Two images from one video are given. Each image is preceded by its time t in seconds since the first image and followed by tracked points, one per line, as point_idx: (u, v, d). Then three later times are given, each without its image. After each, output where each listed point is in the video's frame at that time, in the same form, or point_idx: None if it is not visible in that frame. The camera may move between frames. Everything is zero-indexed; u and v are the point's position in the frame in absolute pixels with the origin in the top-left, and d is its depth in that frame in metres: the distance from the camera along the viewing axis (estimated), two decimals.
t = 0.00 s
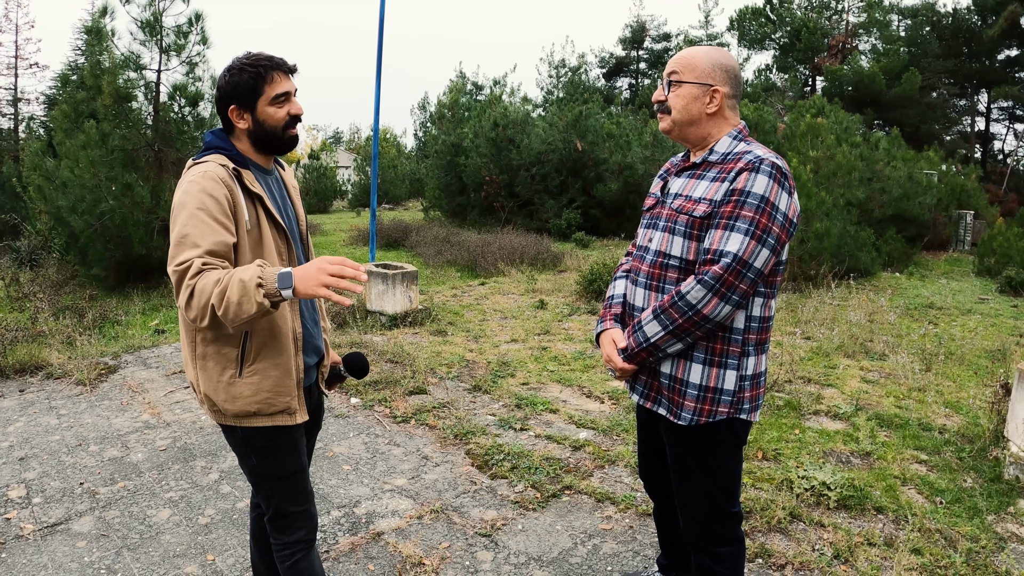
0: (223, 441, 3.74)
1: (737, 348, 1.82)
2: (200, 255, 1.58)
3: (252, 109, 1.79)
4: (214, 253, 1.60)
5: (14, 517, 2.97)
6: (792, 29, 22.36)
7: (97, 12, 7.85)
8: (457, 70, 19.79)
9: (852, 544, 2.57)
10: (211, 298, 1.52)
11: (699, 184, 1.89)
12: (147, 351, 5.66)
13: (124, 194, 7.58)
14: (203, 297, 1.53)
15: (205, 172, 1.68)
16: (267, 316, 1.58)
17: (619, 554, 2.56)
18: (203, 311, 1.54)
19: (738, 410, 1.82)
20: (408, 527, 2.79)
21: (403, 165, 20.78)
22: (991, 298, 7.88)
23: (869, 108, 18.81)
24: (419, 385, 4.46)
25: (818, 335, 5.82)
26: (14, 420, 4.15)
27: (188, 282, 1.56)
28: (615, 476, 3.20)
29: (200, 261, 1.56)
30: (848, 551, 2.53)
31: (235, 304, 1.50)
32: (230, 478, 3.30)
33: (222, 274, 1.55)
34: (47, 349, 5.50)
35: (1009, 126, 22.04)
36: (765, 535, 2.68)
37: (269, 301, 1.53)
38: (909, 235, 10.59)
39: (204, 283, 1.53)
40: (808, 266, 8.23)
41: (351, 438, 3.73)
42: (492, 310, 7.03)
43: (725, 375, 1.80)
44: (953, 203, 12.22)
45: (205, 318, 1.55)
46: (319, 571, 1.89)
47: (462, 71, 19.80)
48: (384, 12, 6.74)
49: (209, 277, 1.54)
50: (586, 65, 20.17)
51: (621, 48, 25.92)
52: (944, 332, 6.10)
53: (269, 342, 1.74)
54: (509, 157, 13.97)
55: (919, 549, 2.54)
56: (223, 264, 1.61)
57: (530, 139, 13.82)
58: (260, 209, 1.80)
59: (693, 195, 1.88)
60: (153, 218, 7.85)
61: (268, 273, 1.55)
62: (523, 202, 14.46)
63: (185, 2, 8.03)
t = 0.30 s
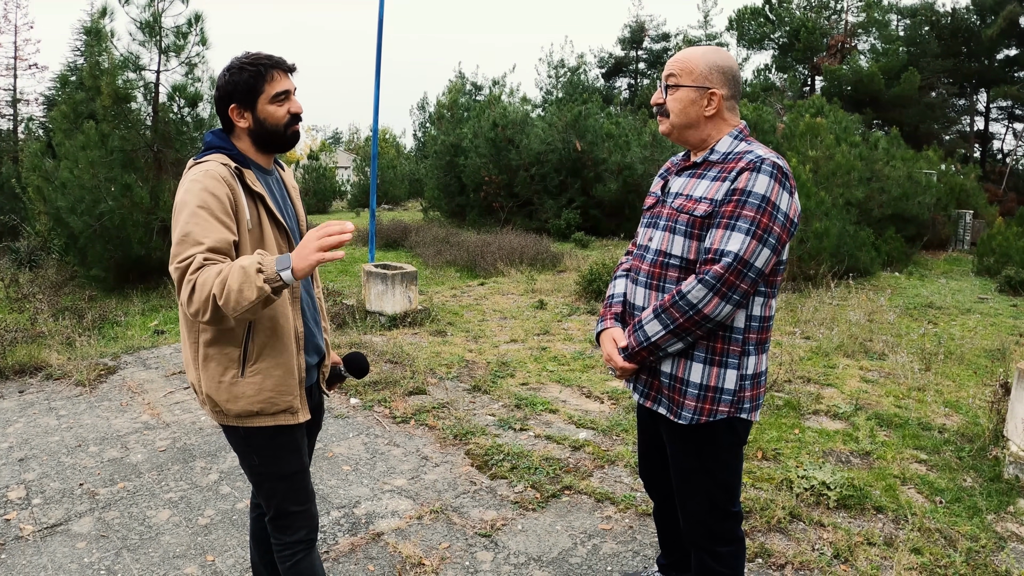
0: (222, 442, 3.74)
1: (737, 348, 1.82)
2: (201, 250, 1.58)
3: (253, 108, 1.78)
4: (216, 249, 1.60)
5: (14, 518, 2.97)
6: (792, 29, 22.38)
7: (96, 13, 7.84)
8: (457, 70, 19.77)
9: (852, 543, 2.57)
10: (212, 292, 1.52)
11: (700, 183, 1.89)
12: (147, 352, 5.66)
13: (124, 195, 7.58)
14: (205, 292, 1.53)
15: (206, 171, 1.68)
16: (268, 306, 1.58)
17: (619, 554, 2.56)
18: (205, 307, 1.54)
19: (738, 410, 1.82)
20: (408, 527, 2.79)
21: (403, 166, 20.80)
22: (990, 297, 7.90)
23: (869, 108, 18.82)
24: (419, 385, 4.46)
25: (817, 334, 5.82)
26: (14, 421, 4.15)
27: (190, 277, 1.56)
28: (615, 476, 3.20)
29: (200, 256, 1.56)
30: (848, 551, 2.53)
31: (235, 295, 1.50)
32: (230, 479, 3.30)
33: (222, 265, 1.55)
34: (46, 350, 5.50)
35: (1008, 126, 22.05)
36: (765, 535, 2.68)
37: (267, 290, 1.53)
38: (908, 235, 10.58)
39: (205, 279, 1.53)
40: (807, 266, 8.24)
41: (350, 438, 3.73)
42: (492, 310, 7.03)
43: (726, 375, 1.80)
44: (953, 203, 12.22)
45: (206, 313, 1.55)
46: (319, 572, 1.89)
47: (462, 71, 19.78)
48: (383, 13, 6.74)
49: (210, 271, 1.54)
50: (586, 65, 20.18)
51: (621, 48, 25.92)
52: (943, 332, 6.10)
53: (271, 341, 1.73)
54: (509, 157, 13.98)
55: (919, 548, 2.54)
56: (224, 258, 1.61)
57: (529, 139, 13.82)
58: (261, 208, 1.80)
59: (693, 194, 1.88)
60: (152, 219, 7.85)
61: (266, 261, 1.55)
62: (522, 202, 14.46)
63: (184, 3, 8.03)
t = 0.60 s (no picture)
0: (223, 442, 3.74)
1: (738, 347, 1.82)
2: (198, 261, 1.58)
3: (256, 107, 1.79)
4: (213, 259, 1.60)
5: (14, 518, 2.96)
6: (791, 29, 22.38)
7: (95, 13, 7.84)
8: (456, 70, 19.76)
9: (852, 543, 2.57)
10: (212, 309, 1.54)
11: (701, 182, 1.89)
12: (147, 352, 5.66)
13: (124, 195, 7.58)
14: (205, 306, 1.55)
15: (208, 172, 1.68)
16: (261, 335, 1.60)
17: (619, 554, 2.56)
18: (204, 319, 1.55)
19: (740, 409, 1.81)
20: (408, 527, 2.78)
21: (402, 165, 20.80)
22: (990, 297, 7.89)
23: (869, 107, 18.81)
24: (419, 385, 4.46)
25: (818, 334, 5.82)
26: (14, 421, 4.15)
27: (188, 291, 1.57)
28: (615, 476, 3.20)
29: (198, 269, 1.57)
30: (848, 551, 2.52)
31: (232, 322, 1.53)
32: (230, 479, 3.30)
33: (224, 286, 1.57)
34: (46, 350, 5.50)
35: (1008, 125, 22.04)
36: (766, 535, 2.67)
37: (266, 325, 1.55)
38: (908, 234, 10.58)
39: (206, 294, 1.55)
40: (807, 265, 8.24)
41: (350, 438, 3.73)
42: (492, 310, 7.03)
43: (727, 374, 1.80)
44: (953, 202, 12.21)
45: (200, 327, 1.57)
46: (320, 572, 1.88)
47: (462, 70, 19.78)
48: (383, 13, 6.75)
49: (210, 287, 1.56)
50: (586, 65, 20.20)
51: (621, 48, 25.92)
52: (943, 331, 6.10)
53: (272, 342, 1.73)
54: (509, 157, 13.98)
55: (919, 548, 2.54)
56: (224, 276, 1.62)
57: (529, 139, 13.82)
58: (264, 209, 1.78)
59: (694, 193, 1.88)
60: (152, 219, 7.85)
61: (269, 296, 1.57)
62: (522, 202, 14.46)
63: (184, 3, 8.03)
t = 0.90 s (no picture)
0: (222, 442, 3.74)
1: (738, 346, 1.82)
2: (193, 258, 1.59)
3: (255, 108, 1.78)
4: (209, 258, 1.60)
5: (14, 518, 2.97)
6: (791, 29, 22.39)
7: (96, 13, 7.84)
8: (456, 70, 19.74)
9: (852, 544, 2.57)
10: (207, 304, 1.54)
11: (700, 182, 1.89)
12: (147, 352, 5.66)
13: (124, 195, 7.58)
14: (200, 303, 1.55)
15: (205, 173, 1.68)
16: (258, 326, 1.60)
17: (618, 554, 2.56)
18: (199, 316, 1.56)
19: (739, 409, 1.81)
20: (407, 527, 2.78)
21: (402, 166, 20.80)
22: (990, 298, 7.89)
23: (868, 108, 18.82)
24: (418, 386, 4.46)
25: (817, 334, 5.83)
26: (14, 420, 4.15)
27: (184, 288, 1.57)
28: (614, 477, 3.20)
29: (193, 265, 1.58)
30: (847, 552, 2.52)
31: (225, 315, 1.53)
32: (230, 479, 3.30)
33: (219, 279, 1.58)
34: (46, 350, 5.50)
35: (1008, 126, 22.03)
36: (765, 536, 2.67)
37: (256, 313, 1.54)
38: (908, 235, 10.57)
39: (201, 290, 1.55)
40: (807, 266, 8.24)
41: (350, 438, 3.73)
42: (491, 310, 7.03)
43: (727, 374, 1.80)
44: (953, 203, 12.21)
45: (198, 322, 1.57)
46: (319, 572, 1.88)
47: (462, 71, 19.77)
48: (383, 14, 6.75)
49: (206, 282, 1.56)
50: (586, 66, 20.20)
51: (621, 48, 25.93)
52: (943, 332, 6.11)
53: (269, 342, 1.73)
54: (509, 157, 13.98)
55: (919, 549, 2.54)
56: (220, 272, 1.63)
57: (529, 140, 13.82)
58: (261, 209, 1.78)
59: (693, 193, 1.88)
60: (152, 219, 7.85)
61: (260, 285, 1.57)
62: (522, 202, 14.46)
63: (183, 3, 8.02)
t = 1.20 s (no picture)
0: (223, 443, 3.74)
1: (733, 343, 1.82)
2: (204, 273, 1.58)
3: (255, 108, 1.79)
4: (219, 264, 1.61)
5: (14, 519, 2.96)
6: (792, 30, 22.40)
7: (96, 13, 7.84)
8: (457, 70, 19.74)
9: (852, 544, 2.57)
10: (206, 341, 1.56)
11: (693, 185, 1.89)
12: (147, 352, 5.66)
13: (124, 195, 7.58)
14: (203, 334, 1.56)
15: (208, 171, 1.68)
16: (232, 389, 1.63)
17: (619, 555, 2.56)
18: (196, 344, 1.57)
19: (733, 403, 1.82)
20: (407, 527, 2.79)
21: (402, 166, 20.81)
22: (990, 298, 7.88)
23: (868, 108, 18.82)
24: (419, 386, 4.46)
25: (817, 334, 5.83)
26: (14, 421, 4.15)
27: (191, 306, 1.57)
28: (614, 477, 3.20)
29: (208, 294, 1.57)
30: (847, 552, 2.52)
31: (211, 367, 1.55)
32: (230, 479, 3.30)
33: (226, 328, 1.57)
34: (46, 350, 5.50)
35: (1009, 126, 22.05)
36: (765, 536, 2.67)
37: (226, 395, 1.57)
38: (908, 235, 10.57)
39: (205, 325, 1.57)
40: (807, 266, 8.25)
41: (350, 438, 3.73)
42: (492, 310, 7.04)
43: (721, 370, 1.80)
44: (953, 204, 12.21)
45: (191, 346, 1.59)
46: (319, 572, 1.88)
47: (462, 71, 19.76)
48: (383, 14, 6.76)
49: (213, 320, 1.57)
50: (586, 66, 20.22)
51: (621, 49, 25.93)
52: (943, 332, 6.11)
53: (270, 343, 1.74)
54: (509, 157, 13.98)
55: (919, 549, 2.54)
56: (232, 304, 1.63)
57: (529, 140, 13.83)
58: (263, 208, 1.78)
59: (686, 194, 1.88)
60: (152, 220, 7.85)
61: (248, 382, 1.57)
62: (522, 202, 14.46)
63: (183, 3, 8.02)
